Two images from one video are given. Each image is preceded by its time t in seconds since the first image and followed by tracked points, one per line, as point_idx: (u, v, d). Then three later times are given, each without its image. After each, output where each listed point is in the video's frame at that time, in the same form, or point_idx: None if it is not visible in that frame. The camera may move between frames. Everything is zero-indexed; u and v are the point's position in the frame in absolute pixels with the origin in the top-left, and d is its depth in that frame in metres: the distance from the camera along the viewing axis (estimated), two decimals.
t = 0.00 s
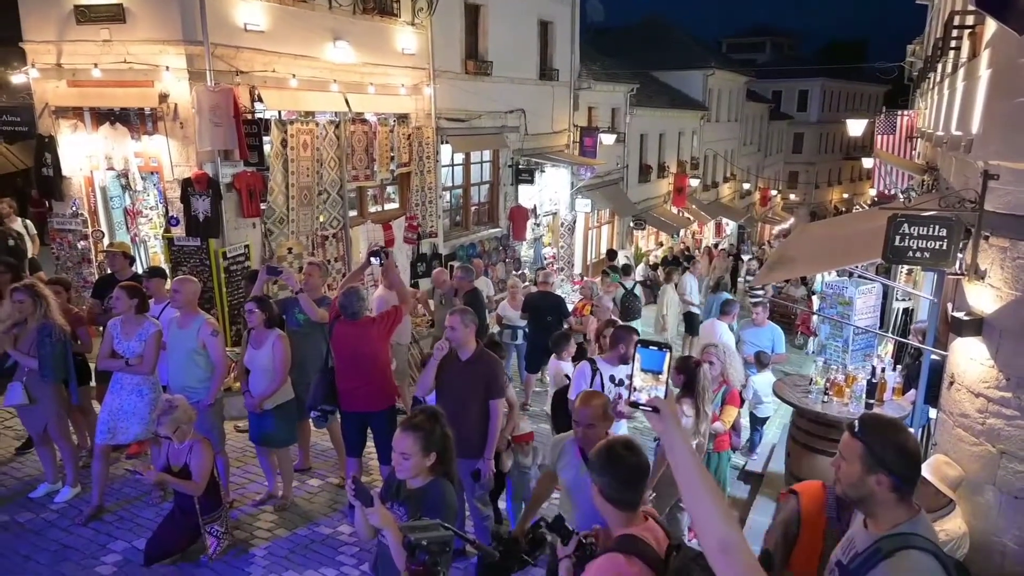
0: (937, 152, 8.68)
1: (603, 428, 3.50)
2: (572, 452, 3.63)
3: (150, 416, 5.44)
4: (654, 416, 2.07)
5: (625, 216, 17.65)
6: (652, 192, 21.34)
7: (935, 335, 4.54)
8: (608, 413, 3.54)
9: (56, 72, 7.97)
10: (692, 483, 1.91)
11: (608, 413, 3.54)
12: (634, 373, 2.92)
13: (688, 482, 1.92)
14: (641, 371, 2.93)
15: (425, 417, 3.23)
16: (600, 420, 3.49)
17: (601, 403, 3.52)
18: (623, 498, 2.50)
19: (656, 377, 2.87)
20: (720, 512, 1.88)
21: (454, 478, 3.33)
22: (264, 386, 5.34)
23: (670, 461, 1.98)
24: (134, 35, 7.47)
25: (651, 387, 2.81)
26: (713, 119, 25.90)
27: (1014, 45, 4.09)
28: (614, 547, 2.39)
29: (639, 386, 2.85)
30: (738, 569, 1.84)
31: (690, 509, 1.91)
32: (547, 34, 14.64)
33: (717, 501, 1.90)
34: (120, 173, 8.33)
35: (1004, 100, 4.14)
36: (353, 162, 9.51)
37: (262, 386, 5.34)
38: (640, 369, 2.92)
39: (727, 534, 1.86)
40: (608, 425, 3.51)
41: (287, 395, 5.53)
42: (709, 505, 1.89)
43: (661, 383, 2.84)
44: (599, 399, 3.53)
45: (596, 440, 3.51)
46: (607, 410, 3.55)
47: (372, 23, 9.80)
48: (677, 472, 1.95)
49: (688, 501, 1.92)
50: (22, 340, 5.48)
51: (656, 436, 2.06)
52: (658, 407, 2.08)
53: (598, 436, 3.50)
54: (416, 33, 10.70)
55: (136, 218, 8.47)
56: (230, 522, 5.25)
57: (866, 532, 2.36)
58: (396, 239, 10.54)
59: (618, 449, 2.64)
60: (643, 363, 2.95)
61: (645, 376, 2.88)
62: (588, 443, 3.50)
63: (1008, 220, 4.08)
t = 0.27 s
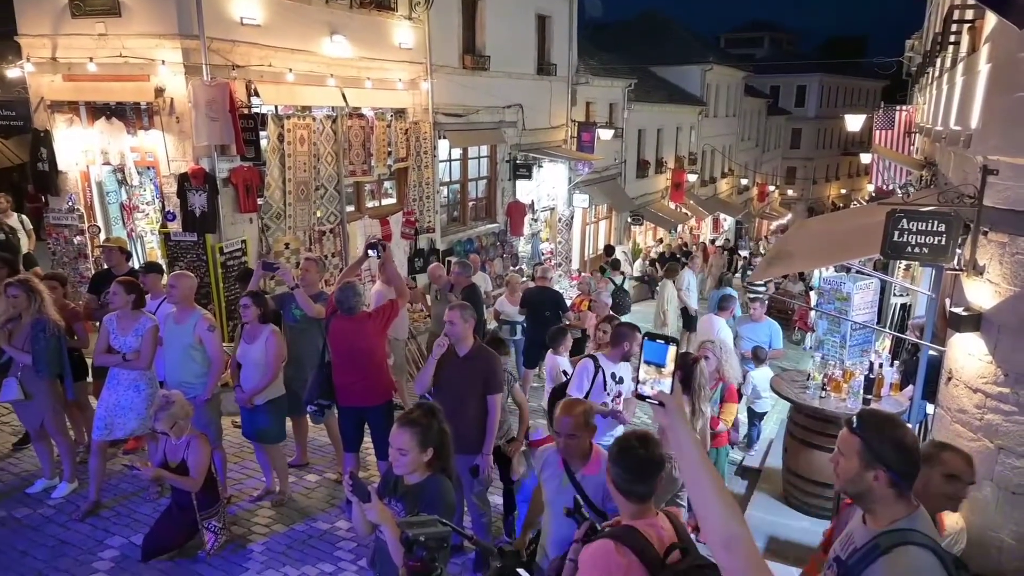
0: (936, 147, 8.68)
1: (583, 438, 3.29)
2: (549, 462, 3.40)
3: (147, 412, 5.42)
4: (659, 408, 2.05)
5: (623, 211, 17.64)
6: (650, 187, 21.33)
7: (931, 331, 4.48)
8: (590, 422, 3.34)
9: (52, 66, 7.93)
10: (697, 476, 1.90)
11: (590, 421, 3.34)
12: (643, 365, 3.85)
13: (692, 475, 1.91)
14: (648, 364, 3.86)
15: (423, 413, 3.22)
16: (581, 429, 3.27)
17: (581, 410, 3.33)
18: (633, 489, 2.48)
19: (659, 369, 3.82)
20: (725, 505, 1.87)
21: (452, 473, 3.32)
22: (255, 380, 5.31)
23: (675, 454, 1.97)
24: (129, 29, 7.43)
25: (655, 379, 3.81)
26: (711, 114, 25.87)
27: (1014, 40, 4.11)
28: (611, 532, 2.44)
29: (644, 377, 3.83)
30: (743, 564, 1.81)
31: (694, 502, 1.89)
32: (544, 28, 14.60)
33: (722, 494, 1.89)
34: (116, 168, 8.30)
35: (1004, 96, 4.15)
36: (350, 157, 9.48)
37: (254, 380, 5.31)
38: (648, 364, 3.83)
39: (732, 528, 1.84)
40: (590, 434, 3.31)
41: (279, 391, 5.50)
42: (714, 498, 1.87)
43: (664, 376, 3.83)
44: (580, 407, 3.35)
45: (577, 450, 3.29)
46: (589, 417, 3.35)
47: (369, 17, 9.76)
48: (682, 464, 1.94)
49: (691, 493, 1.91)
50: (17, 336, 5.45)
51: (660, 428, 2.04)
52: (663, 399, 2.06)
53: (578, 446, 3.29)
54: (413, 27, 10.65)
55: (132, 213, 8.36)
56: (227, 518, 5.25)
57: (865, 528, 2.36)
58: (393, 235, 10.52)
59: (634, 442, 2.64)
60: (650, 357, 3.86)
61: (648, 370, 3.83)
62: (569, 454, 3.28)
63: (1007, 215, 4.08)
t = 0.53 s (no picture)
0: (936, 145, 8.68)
1: (558, 435, 3.11)
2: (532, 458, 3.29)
3: (146, 409, 5.42)
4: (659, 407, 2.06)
5: (621, 209, 17.65)
6: (649, 185, 21.33)
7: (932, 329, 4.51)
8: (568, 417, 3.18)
9: (50, 63, 7.91)
10: (698, 475, 1.91)
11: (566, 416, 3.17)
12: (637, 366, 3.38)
13: (691, 474, 1.92)
14: (640, 362, 3.41)
15: (422, 411, 3.23)
16: (555, 426, 3.10)
17: (558, 405, 3.17)
18: (663, 480, 2.48)
19: (653, 367, 3.36)
20: (725, 505, 1.87)
21: (452, 471, 3.33)
22: (251, 378, 5.32)
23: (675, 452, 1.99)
24: (127, 26, 7.43)
25: (648, 378, 3.34)
26: (710, 112, 25.86)
27: (1016, 38, 4.11)
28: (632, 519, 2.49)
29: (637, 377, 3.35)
30: (743, 564, 1.81)
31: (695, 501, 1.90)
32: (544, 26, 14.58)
33: (722, 493, 1.89)
34: (115, 165, 8.29)
35: (1006, 94, 4.15)
36: (349, 154, 9.48)
37: (250, 377, 5.32)
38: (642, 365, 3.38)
39: (733, 527, 1.84)
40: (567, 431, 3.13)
41: (275, 388, 5.51)
42: (714, 498, 1.88)
43: (659, 374, 3.36)
44: (556, 402, 3.19)
45: (553, 447, 3.13)
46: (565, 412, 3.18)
47: (368, 14, 9.74)
48: (683, 463, 1.95)
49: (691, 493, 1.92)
50: (15, 333, 5.45)
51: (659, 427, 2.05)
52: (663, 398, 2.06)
53: (554, 444, 3.12)
54: (412, 25, 10.64)
55: (132, 210, 8.37)
56: (226, 515, 5.25)
57: (867, 527, 2.37)
58: (392, 232, 10.52)
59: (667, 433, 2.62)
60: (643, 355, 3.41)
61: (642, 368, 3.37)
62: (547, 450, 3.12)
63: (1007, 213, 4.09)
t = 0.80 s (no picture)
0: (939, 143, 8.67)
1: (550, 436, 3.09)
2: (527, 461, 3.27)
3: (149, 407, 5.44)
4: (660, 408, 2.07)
5: (623, 207, 17.65)
6: (651, 183, 21.32)
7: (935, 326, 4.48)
8: (563, 419, 3.15)
9: (53, 62, 7.93)
10: (699, 476, 1.92)
11: (560, 417, 3.14)
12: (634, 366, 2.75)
13: (692, 473, 1.93)
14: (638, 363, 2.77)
15: (426, 409, 3.23)
16: (548, 427, 3.08)
17: (552, 405, 3.15)
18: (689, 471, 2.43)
19: (653, 368, 2.71)
20: (726, 505, 1.88)
21: (455, 469, 3.34)
22: (253, 375, 5.34)
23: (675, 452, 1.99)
24: (129, 25, 7.44)
25: (648, 378, 2.65)
26: (712, 110, 25.84)
27: (1020, 37, 4.12)
28: (656, 506, 2.51)
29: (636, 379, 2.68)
30: (744, 564, 1.82)
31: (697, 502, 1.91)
32: (546, 24, 14.58)
33: (722, 493, 1.90)
34: (117, 164, 8.31)
35: (1010, 92, 4.15)
36: (351, 153, 9.49)
37: (252, 375, 5.34)
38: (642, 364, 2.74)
39: (733, 528, 1.85)
40: (560, 433, 3.11)
41: (277, 385, 5.52)
42: (715, 498, 1.89)
43: (659, 375, 2.68)
44: (551, 403, 3.17)
45: (546, 448, 3.10)
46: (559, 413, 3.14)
47: (370, 12, 9.74)
48: (683, 463, 1.95)
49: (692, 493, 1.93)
50: (18, 331, 5.46)
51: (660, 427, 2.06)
52: (664, 398, 2.07)
53: (547, 444, 3.10)
54: (414, 23, 10.64)
55: (134, 208, 8.39)
56: (229, 513, 5.27)
57: (871, 527, 2.38)
58: (394, 230, 10.53)
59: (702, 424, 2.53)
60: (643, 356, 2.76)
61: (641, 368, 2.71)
62: (539, 452, 3.10)
63: (1011, 212, 4.09)
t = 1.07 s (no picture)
0: (950, 142, 8.60)
1: (552, 453, 2.88)
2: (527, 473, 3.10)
3: (156, 401, 5.45)
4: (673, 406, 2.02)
5: (631, 205, 17.62)
6: (658, 181, 21.26)
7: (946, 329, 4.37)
8: (569, 435, 2.94)
9: (64, 57, 7.96)
10: (712, 476, 1.89)
11: (565, 432, 2.92)
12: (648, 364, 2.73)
13: (702, 468, 1.90)
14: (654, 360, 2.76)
15: (434, 405, 3.23)
16: (551, 443, 2.87)
17: (557, 419, 2.94)
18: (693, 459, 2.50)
19: (669, 366, 2.65)
20: (739, 506, 1.87)
21: (462, 465, 3.34)
22: (261, 371, 5.35)
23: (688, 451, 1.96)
24: (139, 20, 7.46)
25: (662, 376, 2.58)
26: (721, 108, 25.73)
27: None
28: (666, 496, 2.55)
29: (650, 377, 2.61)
30: (754, 563, 1.83)
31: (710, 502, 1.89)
32: (554, 21, 14.54)
33: (736, 493, 1.89)
34: (127, 159, 8.34)
35: None
36: (359, 149, 9.49)
37: (259, 370, 5.35)
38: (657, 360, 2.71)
39: (746, 528, 1.85)
40: (565, 448, 2.90)
41: (284, 380, 5.54)
42: (728, 498, 1.88)
43: (674, 372, 2.63)
44: (555, 417, 2.95)
45: (548, 465, 2.90)
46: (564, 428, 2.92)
47: (379, 9, 9.73)
48: (696, 463, 1.92)
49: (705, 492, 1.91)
50: (27, 324, 5.49)
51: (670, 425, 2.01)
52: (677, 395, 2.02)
53: (550, 462, 2.89)
54: (423, 19, 10.63)
55: (144, 203, 8.42)
56: (236, 507, 5.29)
57: (882, 529, 2.36)
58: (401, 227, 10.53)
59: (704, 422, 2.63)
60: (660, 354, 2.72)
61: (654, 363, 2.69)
62: (540, 468, 2.90)
63: None
